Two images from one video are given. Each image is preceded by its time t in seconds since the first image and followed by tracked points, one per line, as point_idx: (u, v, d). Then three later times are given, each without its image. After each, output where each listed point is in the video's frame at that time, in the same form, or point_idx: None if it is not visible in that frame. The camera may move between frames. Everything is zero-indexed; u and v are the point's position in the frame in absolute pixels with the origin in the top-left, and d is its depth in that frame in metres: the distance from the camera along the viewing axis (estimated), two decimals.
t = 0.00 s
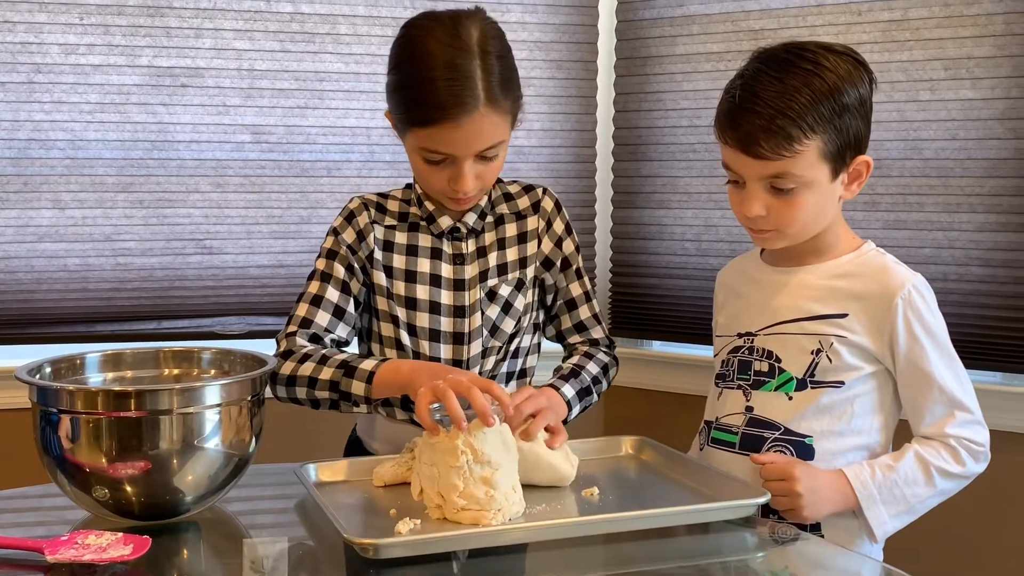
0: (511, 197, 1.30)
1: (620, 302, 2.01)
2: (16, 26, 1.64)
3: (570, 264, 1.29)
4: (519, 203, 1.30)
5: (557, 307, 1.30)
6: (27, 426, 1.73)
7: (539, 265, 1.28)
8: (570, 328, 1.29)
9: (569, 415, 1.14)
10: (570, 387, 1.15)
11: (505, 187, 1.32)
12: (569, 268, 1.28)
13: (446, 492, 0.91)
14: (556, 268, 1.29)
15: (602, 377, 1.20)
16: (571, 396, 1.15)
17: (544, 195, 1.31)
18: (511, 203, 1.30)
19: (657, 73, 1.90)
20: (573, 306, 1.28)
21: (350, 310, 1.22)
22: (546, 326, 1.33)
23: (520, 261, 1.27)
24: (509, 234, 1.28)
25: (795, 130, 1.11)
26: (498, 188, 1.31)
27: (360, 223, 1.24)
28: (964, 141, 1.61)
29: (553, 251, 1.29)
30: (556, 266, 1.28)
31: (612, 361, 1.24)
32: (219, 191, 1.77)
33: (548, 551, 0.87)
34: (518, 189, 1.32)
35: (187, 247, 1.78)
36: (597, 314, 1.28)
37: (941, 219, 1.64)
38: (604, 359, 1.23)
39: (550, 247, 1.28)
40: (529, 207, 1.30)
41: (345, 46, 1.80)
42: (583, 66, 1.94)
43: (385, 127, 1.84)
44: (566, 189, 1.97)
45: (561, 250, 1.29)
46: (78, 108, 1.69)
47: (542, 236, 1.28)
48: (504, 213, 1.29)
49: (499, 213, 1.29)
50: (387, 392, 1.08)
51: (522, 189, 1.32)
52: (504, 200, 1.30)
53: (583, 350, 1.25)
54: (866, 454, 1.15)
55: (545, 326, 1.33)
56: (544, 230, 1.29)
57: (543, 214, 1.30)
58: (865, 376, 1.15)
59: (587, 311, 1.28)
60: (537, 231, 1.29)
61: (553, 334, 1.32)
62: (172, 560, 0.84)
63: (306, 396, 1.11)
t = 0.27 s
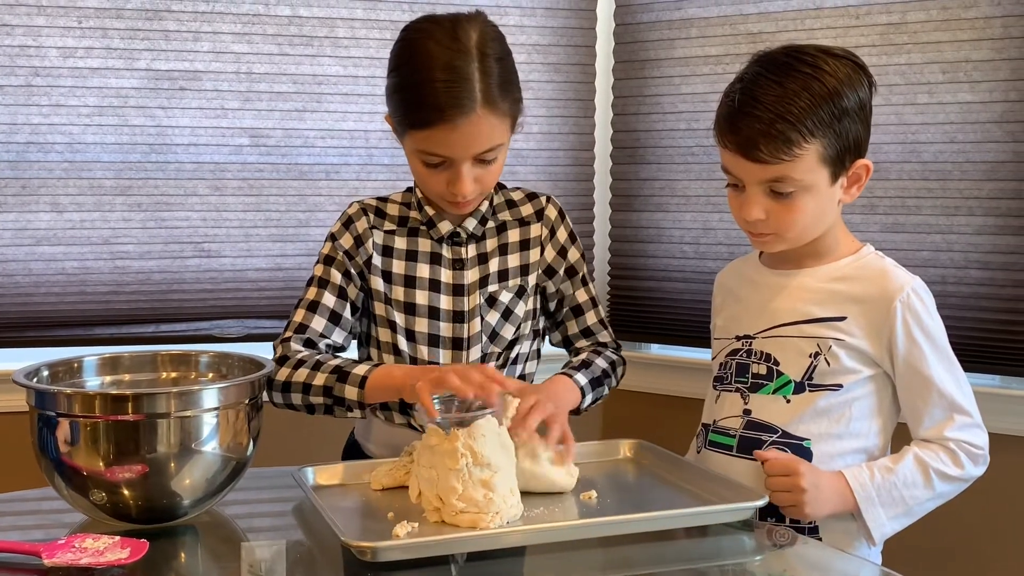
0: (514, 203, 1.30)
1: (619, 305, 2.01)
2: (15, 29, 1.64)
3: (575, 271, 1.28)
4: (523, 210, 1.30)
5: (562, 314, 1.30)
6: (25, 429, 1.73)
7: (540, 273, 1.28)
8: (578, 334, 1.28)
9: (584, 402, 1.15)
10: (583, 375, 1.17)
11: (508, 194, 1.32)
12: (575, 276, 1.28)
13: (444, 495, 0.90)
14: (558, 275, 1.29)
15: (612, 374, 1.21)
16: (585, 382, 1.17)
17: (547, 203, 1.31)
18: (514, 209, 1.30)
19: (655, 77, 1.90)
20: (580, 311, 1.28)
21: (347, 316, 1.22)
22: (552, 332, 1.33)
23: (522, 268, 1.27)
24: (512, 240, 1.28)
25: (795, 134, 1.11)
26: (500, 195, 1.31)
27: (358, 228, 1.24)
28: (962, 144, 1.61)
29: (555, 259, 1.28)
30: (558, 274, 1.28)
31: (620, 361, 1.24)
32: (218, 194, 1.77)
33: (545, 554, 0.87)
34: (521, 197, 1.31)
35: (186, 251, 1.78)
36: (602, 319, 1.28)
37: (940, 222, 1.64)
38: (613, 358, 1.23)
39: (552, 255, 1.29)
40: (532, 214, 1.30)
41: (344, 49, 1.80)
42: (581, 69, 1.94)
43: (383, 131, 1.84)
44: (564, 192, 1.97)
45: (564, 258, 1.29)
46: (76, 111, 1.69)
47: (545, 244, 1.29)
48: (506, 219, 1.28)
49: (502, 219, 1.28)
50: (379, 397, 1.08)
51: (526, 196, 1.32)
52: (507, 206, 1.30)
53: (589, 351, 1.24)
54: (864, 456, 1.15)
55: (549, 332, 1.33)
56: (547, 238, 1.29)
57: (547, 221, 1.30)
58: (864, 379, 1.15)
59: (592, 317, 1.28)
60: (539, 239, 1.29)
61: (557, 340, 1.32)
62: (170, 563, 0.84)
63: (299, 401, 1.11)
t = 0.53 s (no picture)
0: (512, 206, 1.30)
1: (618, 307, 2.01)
2: (14, 31, 1.64)
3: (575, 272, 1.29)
4: (520, 213, 1.30)
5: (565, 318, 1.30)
6: (23, 431, 1.73)
7: (538, 276, 1.29)
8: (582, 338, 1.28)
9: (597, 410, 1.16)
10: (596, 381, 1.18)
11: (507, 196, 1.32)
12: (576, 277, 1.29)
13: (444, 497, 0.90)
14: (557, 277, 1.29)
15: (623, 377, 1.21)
16: (598, 390, 1.17)
17: (545, 206, 1.31)
18: (512, 212, 1.30)
19: (655, 79, 1.91)
20: (582, 315, 1.28)
21: (334, 324, 1.26)
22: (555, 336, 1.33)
23: (520, 271, 1.27)
24: (508, 242, 1.28)
25: (795, 136, 1.11)
26: (499, 198, 1.31)
27: (351, 234, 1.25)
28: (961, 146, 1.61)
29: (553, 261, 1.29)
30: (556, 276, 1.29)
31: (629, 366, 1.24)
32: (217, 196, 1.77)
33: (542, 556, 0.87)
34: (519, 199, 1.31)
35: (185, 252, 1.78)
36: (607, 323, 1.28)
37: (938, 224, 1.64)
38: (620, 362, 1.23)
39: (550, 258, 1.29)
40: (529, 216, 1.30)
41: (343, 51, 1.80)
42: (581, 71, 1.94)
43: (382, 132, 1.84)
44: (563, 194, 1.98)
45: (564, 260, 1.29)
46: (76, 113, 1.69)
47: (542, 247, 1.29)
48: (504, 222, 1.28)
49: (499, 222, 1.28)
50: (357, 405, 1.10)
51: (524, 199, 1.32)
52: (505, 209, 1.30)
53: (597, 356, 1.25)
54: (864, 460, 1.15)
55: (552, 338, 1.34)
56: (545, 241, 1.29)
57: (543, 224, 1.30)
58: (864, 382, 1.15)
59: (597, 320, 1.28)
60: (537, 242, 1.29)
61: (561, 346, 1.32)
62: (168, 565, 0.84)
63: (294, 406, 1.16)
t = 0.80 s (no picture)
0: (508, 206, 1.30)
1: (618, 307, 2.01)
2: (13, 30, 1.64)
3: (575, 270, 1.27)
4: (516, 213, 1.29)
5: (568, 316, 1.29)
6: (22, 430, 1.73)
7: (534, 277, 1.28)
8: (591, 334, 1.27)
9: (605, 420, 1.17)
10: (608, 391, 1.18)
11: (503, 196, 1.31)
12: (578, 275, 1.27)
13: (453, 496, 0.90)
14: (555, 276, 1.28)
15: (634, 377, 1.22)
16: (609, 401, 1.18)
17: (541, 205, 1.30)
18: (508, 212, 1.29)
19: (654, 79, 1.91)
20: (588, 311, 1.27)
21: (337, 322, 1.28)
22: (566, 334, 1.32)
23: (513, 272, 1.27)
24: (503, 243, 1.27)
25: (791, 138, 1.11)
26: (495, 198, 1.31)
27: (347, 233, 1.26)
28: (960, 147, 1.61)
29: (549, 261, 1.27)
30: (553, 277, 1.28)
31: (641, 362, 1.25)
32: (217, 195, 1.77)
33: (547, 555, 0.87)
34: (516, 199, 1.31)
35: (184, 252, 1.78)
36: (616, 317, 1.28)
37: (937, 225, 1.64)
38: (633, 360, 1.24)
39: (546, 257, 1.27)
40: (524, 216, 1.29)
41: (343, 51, 1.80)
42: (580, 72, 1.95)
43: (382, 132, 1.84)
44: (563, 195, 1.98)
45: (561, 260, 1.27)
46: (75, 112, 1.69)
47: (538, 246, 1.27)
48: (498, 223, 1.28)
49: (494, 223, 1.28)
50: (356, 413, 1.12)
51: (521, 198, 1.31)
52: (501, 209, 1.30)
53: (608, 354, 1.25)
54: (863, 461, 1.15)
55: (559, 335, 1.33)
56: (540, 241, 1.28)
57: (539, 224, 1.29)
58: (863, 384, 1.15)
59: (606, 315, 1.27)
60: (531, 242, 1.28)
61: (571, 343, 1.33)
62: (167, 565, 0.84)
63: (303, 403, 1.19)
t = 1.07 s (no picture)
0: (507, 205, 1.30)
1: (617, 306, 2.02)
2: (13, 28, 1.64)
3: (577, 267, 1.27)
4: (515, 211, 1.29)
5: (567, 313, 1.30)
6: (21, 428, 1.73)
7: (534, 275, 1.28)
8: (596, 329, 1.28)
9: (607, 406, 1.17)
10: (610, 377, 1.18)
11: (502, 194, 1.31)
12: (580, 271, 1.27)
13: (448, 494, 0.90)
14: (556, 274, 1.28)
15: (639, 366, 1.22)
16: (611, 385, 1.18)
17: (541, 203, 1.30)
18: (507, 211, 1.29)
19: (655, 78, 1.91)
20: (592, 306, 1.27)
21: (333, 323, 1.28)
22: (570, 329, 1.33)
23: (514, 271, 1.27)
24: (502, 242, 1.27)
25: (789, 138, 1.11)
26: (494, 196, 1.30)
27: (347, 233, 1.26)
28: (960, 147, 1.62)
29: (550, 259, 1.28)
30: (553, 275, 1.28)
31: (645, 351, 1.26)
32: (216, 193, 1.77)
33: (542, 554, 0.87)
34: (514, 197, 1.31)
35: (184, 250, 1.78)
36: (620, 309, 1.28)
37: (937, 225, 1.64)
38: (637, 349, 1.24)
39: (546, 256, 1.28)
40: (524, 215, 1.29)
41: (343, 49, 1.80)
42: (580, 71, 1.94)
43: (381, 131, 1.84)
44: (563, 193, 1.98)
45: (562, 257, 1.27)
46: (75, 110, 1.69)
47: (538, 245, 1.28)
48: (498, 222, 1.28)
49: (493, 221, 1.28)
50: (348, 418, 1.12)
51: (519, 196, 1.31)
52: (500, 208, 1.30)
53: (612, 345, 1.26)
54: (862, 461, 1.15)
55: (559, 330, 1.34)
56: (540, 239, 1.28)
57: (539, 222, 1.29)
58: (862, 383, 1.15)
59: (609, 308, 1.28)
60: (532, 240, 1.28)
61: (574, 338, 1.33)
62: (166, 562, 0.84)
63: (294, 409, 1.17)
